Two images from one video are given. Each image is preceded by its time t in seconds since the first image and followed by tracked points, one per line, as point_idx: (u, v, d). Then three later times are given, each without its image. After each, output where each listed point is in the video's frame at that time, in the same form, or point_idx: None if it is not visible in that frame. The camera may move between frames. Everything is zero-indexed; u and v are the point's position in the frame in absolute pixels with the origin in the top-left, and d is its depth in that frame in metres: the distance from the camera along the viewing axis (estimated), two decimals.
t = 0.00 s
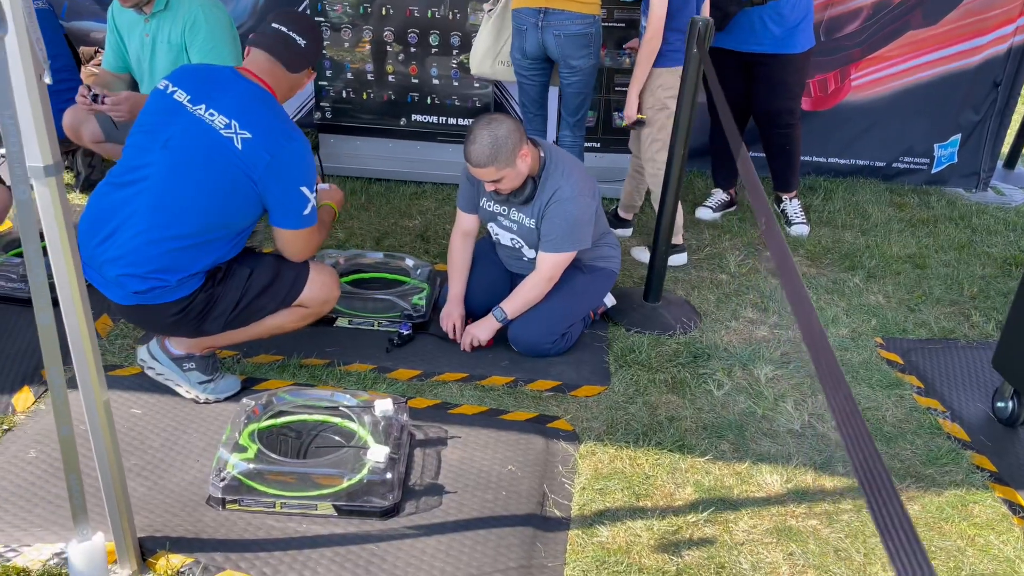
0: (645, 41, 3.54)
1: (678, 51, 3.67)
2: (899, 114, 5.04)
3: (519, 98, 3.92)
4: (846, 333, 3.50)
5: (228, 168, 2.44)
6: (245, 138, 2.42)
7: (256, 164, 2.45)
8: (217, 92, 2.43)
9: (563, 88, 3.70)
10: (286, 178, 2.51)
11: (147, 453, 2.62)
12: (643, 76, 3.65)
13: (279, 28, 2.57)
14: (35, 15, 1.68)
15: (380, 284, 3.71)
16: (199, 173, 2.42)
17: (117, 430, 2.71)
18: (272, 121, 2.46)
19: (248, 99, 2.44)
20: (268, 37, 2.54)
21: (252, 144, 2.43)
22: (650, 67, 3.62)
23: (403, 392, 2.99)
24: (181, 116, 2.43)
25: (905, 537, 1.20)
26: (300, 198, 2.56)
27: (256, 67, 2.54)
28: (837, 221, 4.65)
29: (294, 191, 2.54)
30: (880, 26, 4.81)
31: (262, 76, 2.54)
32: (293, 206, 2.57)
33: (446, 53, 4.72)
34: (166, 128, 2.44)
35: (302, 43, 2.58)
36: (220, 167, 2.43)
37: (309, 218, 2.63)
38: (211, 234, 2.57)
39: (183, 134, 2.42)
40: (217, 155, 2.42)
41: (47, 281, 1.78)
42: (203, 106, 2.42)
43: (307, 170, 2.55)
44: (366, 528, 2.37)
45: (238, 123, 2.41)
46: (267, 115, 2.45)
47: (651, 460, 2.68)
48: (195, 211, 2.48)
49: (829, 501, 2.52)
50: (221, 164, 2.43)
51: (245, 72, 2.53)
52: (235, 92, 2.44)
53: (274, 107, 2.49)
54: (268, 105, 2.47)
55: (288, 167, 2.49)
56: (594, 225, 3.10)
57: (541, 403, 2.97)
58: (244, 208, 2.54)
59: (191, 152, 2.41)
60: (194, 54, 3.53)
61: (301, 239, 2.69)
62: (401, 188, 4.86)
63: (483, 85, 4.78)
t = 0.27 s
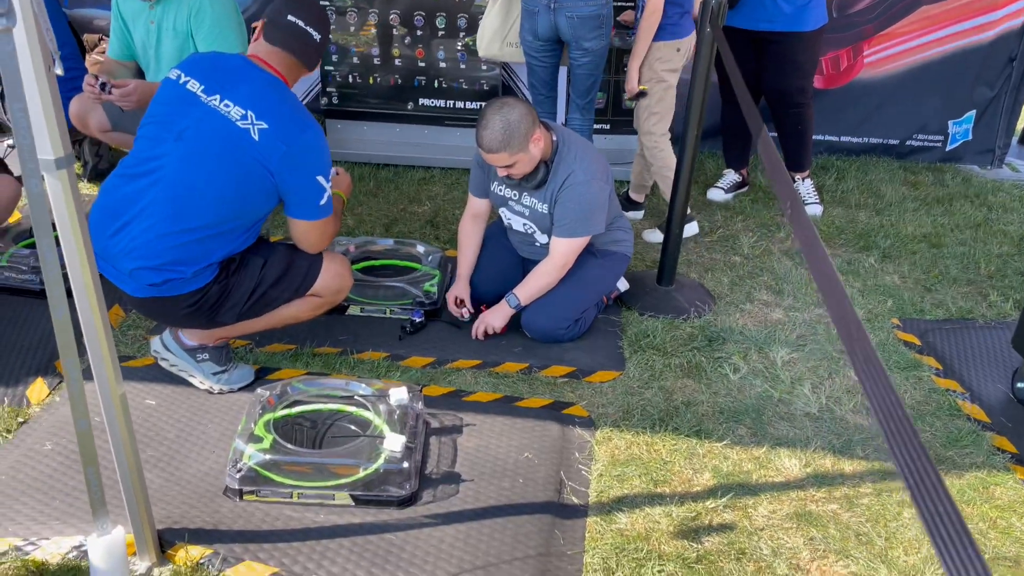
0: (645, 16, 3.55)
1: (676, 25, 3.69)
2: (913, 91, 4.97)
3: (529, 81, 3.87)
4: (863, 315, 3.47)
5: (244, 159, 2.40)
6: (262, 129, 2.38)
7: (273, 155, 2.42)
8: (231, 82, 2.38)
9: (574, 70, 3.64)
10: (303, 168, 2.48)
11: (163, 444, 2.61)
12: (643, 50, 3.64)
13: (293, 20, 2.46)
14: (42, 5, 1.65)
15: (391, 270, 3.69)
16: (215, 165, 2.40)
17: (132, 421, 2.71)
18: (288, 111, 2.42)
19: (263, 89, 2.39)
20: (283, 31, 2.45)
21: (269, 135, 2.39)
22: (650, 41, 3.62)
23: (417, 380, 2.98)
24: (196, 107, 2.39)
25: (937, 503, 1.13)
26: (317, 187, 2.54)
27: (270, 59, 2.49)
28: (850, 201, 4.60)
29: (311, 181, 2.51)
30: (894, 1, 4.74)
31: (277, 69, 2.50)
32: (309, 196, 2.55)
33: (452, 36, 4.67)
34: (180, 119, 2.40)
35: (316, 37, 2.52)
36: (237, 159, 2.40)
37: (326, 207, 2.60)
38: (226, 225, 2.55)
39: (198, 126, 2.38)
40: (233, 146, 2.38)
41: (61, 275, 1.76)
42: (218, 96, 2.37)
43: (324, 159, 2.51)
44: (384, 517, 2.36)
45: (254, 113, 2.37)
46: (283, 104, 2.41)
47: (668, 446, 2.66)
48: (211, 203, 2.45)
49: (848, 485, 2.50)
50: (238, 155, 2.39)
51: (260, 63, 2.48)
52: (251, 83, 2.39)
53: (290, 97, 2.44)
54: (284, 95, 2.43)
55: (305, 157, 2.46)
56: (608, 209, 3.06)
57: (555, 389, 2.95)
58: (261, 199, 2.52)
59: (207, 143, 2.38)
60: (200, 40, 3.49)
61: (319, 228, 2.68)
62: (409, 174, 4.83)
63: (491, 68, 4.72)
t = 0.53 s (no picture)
0: None
1: (660, 7, 3.66)
2: (906, 72, 4.95)
3: (523, 68, 3.83)
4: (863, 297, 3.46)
5: (247, 155, 2.38)
6: (264, 123, 2.35)
7: (276, 150, 2.39)
8: (231, 77, 2.35)
9: (570, 56, 3.61)
10: (306, 162, 2.46)
11: (163, 444, 2.58)
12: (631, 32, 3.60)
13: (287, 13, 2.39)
14: None
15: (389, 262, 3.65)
16: (218, 161, 2.36)
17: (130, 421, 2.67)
18: (290, 105, 2.40)
19: (263, 83, 2.36)
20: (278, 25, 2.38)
21: (272, 130, 2.37)
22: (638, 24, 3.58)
23: (419, 373, 2.95)
24: (195, 103, 2.35)
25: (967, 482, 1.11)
26: (319, 180, 2.53)
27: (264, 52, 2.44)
28: (846, 183, 4.58)
29: (313, 174, 2.50)
30: None
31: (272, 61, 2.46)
32: (313, 189, 2.53)
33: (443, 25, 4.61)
34: (179, 115, 2.36)
35: (311, 29, 2.46)
36: (239, 155, 2.37)
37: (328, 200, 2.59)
38: (228, 222, 2.52)
39: (199, 122, 2.34)
40: (235, 142, 2.35)
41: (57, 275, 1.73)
42: (218, 91, 2.34)
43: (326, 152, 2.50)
44: (390, 512, 2.34)
45: (256, 108, 2.34)
46: (284, 98, 2.38)
47: (673, 433, 2.64)
48: (214, 200, 2.42)
49: (855, 468, 2.49)
50: (240, 151, 2.37)
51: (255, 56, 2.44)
52: (251, 77, 2.36)
53: (290, 91, 2.42)
54: (284, 89, 2.41)
55: (308, 151, 2.44)
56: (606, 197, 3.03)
57: (558, 379, 2.93)
58: (263, 194, 2.49)
59: (208, 140, 2.34)
60: (188, 32, 3.43)
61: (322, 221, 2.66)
62: (404, 163, 4.79)
63: (482, 56, 4.68)
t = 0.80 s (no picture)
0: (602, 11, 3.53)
1: (629, 19, 3.69)
2: (877, 79, 5.02)
3: (499, 81, 3.83)
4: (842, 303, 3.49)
5: (233, 175, 2.36)
6: (251, 144, 2.35)
7: (263, 170, 2.39)
8: (216, 97, 2.34)
9: (547, 68, 3.62)
10: (292, 181, 2.46)
11: (141, 468, 2.53)
12: (601, 42, 3.61)
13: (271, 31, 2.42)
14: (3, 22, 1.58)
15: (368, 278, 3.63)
16: (204, 181, 2.34)
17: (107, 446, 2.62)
18: (275, 125, 2.40)
19: (247, 103, 2.36)
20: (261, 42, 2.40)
21: (259, 150, 2.36)
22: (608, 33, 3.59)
23: (401, 389, 2.93)
24: (180, 123, 2.32)
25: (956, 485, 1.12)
26: (305, 199, 2.52)
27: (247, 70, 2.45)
28: (822, 190, 4.63)
29: (298, 193, 2.50)
30: None
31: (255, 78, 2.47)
32: (298, 208, 2.53)
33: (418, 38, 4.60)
34: (162, 135, 2.32)
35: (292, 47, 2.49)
36: (226, 175, 2.36)
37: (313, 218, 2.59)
38: (213, 242, 2.49)
39: (184, 142, 2.32)
40: (221, 162, 2.34)
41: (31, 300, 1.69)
42: (202, 111, 2.32)
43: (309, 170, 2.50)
44: (375, 533, 2.31)
45: (243, 129, 2.34)
46: (269, 118, 2.39)
47: (658, 445, 2.64)
48: (200, 220, 2.40)
49: (839, 476, 2.50)
50: (226, 171, 2.35)
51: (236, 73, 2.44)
52: (236, 97, 2.36)
53: (274, 112, 2.42)
54: (269, 109, 2.40)
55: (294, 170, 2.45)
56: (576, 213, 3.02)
57: (542, 392, 2.92)
58: (248, 213, 2.48)
59: (194, 160, 2.32)
60: (159, 48, 3.39)
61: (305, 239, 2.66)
62: (382, 176, 4.73)
63: (458, 69, 4.68)
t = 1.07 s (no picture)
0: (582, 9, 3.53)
1: (608, 18, 3.70)
2: (857, 77, 5.06)
3: (482, 80, 3.81)
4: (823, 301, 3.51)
5: (222, 176, 2.35)
6: (240, 145, 2.34)
7: (252, 171, 2.38)
8: (204, 99, 2.32)
9: (530, 68, 3.61)
10: (280, 181, 2.46)
11: (122, 473, 2.50)
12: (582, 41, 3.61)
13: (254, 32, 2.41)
14: None
15: (351, 278, 3.61)
16: (192, 183, 2.32)
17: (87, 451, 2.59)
18: (263, 126, 2.40)
19: (234, 105, 2.35)
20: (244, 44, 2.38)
21: (248, 152, 2.35)
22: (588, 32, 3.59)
23: (385, 390, 2.91)
24: (168, 124, 2.30)
25: (932, 485, 1.13)
26: (292, 199, 2.52)
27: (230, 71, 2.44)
28: (803, 188, 4.66)
29: (285, 194, 2.49)
30: None
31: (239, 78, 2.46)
32: (285, 208, 2.53)
33: (400, 36, 4.59)
34: (149, 136, 2.30)
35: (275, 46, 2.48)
36: (215, 176, 2.34)
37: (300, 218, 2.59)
38: (200, 243, 2.47)
39: (173, 143, 2.29)
40: (210, 164, 2.32)
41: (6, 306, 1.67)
42: (190, 112, 2.30)
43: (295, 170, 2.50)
44: (359, 536, 2.30)
45: (231, 130, 2.33)
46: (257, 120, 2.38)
47: (642, 444, 2.64)
48: (188, 221, 2.38)
49: (822, 474, 2.52)
50: (215, 173, 2.34)
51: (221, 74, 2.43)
52: (224, 99, 2.34)
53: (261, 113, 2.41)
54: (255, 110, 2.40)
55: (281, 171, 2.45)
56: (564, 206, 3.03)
57: (526, 392, 2.92)
58: (236, 213, 2.46)
59: (183, 161, 2.30)
60: (136, 47, 3.35)
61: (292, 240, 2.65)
62: (364, 176, 4.72)
63: (440, 68, 4.66)
